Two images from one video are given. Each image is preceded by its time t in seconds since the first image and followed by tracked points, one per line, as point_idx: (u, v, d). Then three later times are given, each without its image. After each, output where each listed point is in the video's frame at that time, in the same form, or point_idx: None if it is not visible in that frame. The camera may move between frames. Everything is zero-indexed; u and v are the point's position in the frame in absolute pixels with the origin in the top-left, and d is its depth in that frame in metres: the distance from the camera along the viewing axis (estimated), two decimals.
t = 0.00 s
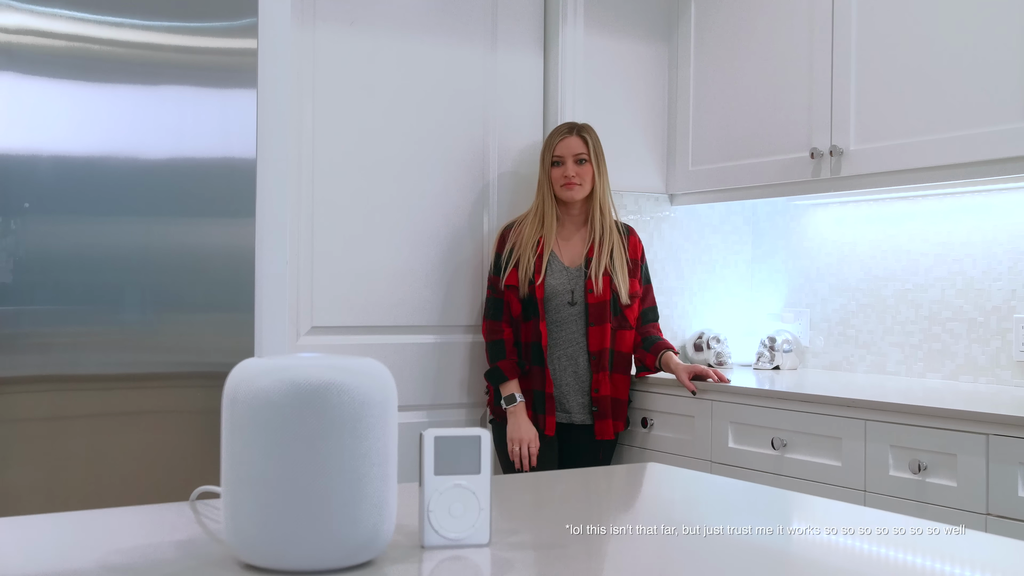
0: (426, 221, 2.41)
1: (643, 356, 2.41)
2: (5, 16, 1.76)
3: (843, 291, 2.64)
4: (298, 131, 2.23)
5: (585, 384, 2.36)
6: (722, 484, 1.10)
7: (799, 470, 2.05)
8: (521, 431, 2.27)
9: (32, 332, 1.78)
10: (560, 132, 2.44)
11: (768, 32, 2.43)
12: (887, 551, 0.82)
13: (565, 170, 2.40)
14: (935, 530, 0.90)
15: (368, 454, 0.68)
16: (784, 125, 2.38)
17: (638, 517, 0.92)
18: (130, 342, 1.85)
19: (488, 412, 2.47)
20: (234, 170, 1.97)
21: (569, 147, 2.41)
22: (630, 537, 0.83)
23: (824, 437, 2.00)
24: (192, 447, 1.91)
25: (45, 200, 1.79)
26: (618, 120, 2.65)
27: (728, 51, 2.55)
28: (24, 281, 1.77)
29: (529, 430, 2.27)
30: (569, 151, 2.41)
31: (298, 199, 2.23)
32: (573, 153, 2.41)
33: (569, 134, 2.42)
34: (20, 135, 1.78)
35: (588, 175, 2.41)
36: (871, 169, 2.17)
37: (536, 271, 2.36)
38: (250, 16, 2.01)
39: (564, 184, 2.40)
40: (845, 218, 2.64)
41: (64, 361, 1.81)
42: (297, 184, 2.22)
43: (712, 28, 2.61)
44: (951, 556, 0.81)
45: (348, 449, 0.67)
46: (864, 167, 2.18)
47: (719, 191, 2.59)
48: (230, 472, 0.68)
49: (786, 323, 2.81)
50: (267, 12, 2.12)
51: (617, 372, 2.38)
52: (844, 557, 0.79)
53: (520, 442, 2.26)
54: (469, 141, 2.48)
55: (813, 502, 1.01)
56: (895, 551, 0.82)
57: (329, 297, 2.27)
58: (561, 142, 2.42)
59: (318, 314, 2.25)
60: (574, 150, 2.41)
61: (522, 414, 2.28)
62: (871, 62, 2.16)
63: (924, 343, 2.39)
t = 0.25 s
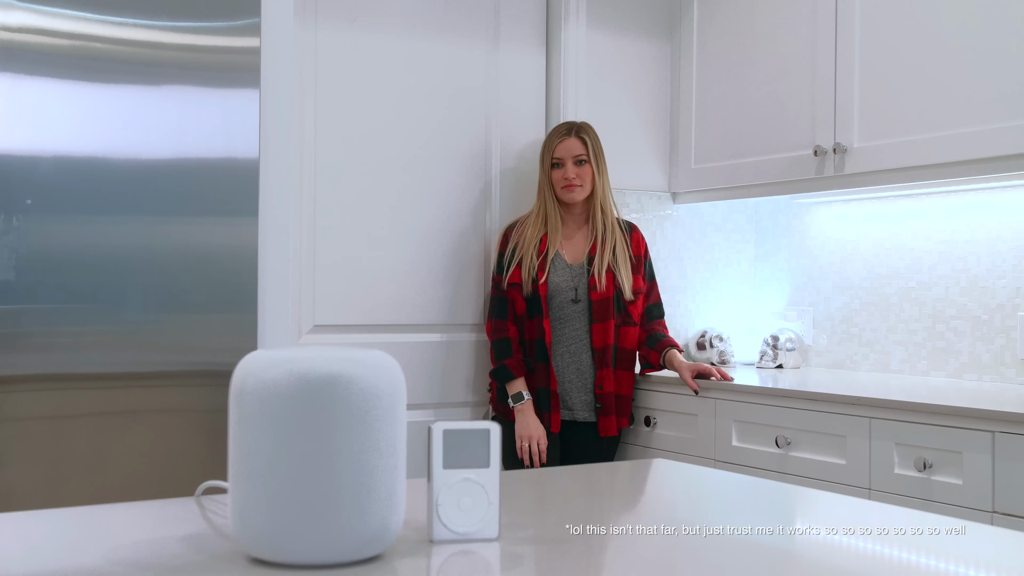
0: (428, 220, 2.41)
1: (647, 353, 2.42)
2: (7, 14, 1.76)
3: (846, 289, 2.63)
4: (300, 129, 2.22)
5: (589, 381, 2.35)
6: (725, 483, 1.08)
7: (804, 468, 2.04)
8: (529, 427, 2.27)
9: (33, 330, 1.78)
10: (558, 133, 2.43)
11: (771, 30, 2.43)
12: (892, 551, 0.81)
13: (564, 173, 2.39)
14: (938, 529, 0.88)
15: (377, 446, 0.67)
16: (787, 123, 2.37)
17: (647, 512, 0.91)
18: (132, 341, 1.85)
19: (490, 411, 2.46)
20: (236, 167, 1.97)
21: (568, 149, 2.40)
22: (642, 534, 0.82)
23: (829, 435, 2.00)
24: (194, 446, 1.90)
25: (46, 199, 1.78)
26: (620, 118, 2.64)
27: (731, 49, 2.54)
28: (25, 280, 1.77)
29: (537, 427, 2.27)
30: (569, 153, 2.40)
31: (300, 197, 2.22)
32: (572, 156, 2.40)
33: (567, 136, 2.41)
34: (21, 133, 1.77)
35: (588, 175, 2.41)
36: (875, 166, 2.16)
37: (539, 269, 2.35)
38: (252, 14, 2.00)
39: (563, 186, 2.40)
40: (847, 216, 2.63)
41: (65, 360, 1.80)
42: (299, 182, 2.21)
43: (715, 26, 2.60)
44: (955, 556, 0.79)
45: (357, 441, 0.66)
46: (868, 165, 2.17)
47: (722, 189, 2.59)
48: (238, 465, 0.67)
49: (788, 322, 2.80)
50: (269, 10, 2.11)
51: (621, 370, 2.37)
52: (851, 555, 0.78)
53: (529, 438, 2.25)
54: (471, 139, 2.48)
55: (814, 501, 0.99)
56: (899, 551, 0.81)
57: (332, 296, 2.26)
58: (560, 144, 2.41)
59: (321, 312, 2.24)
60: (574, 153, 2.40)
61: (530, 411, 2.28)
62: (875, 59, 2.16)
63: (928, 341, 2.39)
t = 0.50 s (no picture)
0: (428, 219, 2.40)
1: (647, 352, 2.41)
2: (7, 15, 1.75)
3: (847, 289, 2.63)
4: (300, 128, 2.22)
5: (587, 380, 2.35)
6: (725, 483, 1.07)
7: (804, 467, 2.04)
8: (524, 425, 2.26)
9: (32, 330, 1.77)
10: (557, 134, 2.43)
11: (771, 29, 2.42)
12: (892, 551, 0.80)
13: (564, 174, 2.39)
14: (937, 530, 0.88)
15: (378, 443, 0.67)
16: (787, 123, 2.37)
17: (649, 511, 0.91)
18: (131, 342, 1.84)
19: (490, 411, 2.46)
20: (236, 167, 1.96)
21: (566, 150, 2.40)
22: (644, 533, 0.81)
23: (830, 435, 1.99)
24: (194, 446, 1.90)
25: (45, 198, 1.78)
26: (621, 118, 2.64)
27: (731, 48, 2.54)
28: (24, 280, 1.76)
29: (532, 425, 2.26)
30: (567, 154, 2.40)
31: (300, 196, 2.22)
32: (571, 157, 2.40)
33: (566, 137, 2.41)
34: (20, 133, 1.77)
35: (587, 175, 2.41)
36: (876, 166, 2.16)
37: (537, 267, 2.35)
38: (252, 14, 2.00)
39: (563, 187, 2.39)
40: (848, 215, 2.63)
41: (64, 360, 1.79)
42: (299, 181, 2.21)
43: (715, 25, 2.60)
44: (956, 556, 0.79)
45: (358, 438, 0.66)
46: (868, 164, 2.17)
47: (723, 188, 2.58)
48: (238, 462, 0.67)
49: (788, 322, 2.79)
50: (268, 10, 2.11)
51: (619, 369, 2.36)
52: (852, 555, 0.78)
53: (524, 436, 2.24)
54: (471, 138, 2.47)
55: (814, 502, 0.98)
56: (900, 551, 0.80)
57: (332, 296, 2.25)
58: (559, 146, 2.41)
59: (321, 312, 2.23)
60: (572, 153, 2.39)
61: (526, 409, 2.27)
62: (875, 58, 2.15)
63: (929, 341, 2.38)
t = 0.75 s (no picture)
0: (426, 219, 2.40)
1: (645, 352, 2.40)
2: (4, 15, 1.75)
3: (846, 288, 2.62)
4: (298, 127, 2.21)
5: (584, 378, 2.35)
6: (723, 482, 1.07)
7: (803, 467, 2.03)
8: (519, 425, 2.27)
9: (30, 330, 1.77)
10: (552, 131, 2.43)
11: (770, 29, 2.42)
12: (890, 551, 0.80)
13: (559, 169, 2.39)
14: (938, 530, 0.87)
15: (373, 440, 0.66)
16: (786, 122, 2.36)
17: (646, 510, 0.90)
18: (129, 341, 1.84)
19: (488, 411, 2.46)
20: (234, 166, 1.96)
21: (561, 146, 2.40)
22: (641, 531, 0.81)
23: (828, 434, 1.99)
24: (191, 446, 1.89)
25: (43, 198, 1.78)
26: (619, 117, 2.64)
27: (730, 47, 2.54)
28: (21, 280, 1.76)
29: (527, 424, 2.27)
30: (562, 149, 2.40)
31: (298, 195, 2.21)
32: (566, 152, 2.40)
33: (561, 133, 2.41)
34: (18, 133, 1.77)
35: (582, 171, 2.40)
36: (874, 165, 2.16)
37: (533, 266, 2.35)
38: (250, 13, 1.99)
39: (559, 183, 2.40)
40: (846, 214, 2.63)
41: (62, 360, 1.79)
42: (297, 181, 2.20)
43: (713, 25, 2.59)
44: (957, 556, 0.78)
45: (353, 435, 0.65)
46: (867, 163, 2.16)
47: (721, 188, 2.58)
48: (231, 460, 0.66)
49: (787, 321, 2.79)
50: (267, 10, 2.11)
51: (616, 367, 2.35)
52: (849, 554, 0.78)
53: (519, 436, 2.25)
54: (470, 138, 2.47)
55: (812, 501, 0.98)
56: (898, 551, 0.80)
57: (330, 295, 2.25)
58: (553, 141, 2.42)
59: (319, 312, 2.23)
60: (567, 149, 2.40)
61: (521, 409, 2.28)
62: (874, 57, 2.15)
63: (928, 340, 2.38)
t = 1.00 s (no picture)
0: (422, 220, 2.40)
1: (641, 353, 2.40)
2: None
3: (842, 289, 2.62)
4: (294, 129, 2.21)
5: (581, 380, 2.35)
6: (717, 485, 1.06)
7: (800, 469, 2.03)
8: (517, 427, 2.26)
9: (24, 332, 1.76)
10: (546, 132, 2.43)
11: (766, 31, 2.42)
12: (882, 552, 0.80)
13: (554, 171, 2.39)
14: (933, 531, 0.87)
15: (363, 445, 0.66)
16: (783, 123, 2.36)
17: (639, 513, 0.90)
18: (123, 344, 1.83)
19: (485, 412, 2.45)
20: (229, 168, 1.96)
21: (555, 147, 2.40)
22: (634, 535, 0.81)
23: (824, 436, 1.99)
24: (186, 448, 1.89)
25: (37, 200, 1.78)
26: (616, 119, 2.63)
27: (726, 49, 2.54)
28: (14, 283, 1.76)
29: (525, 426, 2.26)
30: (556, 151, 2.40)
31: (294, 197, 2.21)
32: (560, 154, 2.40)
33: (555, 135, 2.41)
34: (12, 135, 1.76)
35: (577, 173, 2.40)
36: (870, 166, 2.16)
37: (529, 268, 2.35)
38: (246, 16, 1.99)
39: (554, 185, 2.39)
40: (842, 216, 2.63)
41: (56, 362, 1.79)
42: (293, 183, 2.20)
43: (710, 27, 2.60)
44: (951, 557, 0.78)
45: (343, 439, 0.65)
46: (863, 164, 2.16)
47: (718, 189, 2.58)
48: (221, 465, 0.66)
49: (785, 323, 2.79)
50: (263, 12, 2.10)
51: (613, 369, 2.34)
52: (841, 557, 0.78)
53: (517, 438, 2.24)
54: (466, 140, 2.47)
55: (807, 504, 0.97)
56: (890, 552, 0.80)
57: (327, 297, 2.24)
58: (547, 144, 2.41)
59: (315, 314, 2.23)
60: (561, 150, 2.40)
61: (519, 411, 2.27)
62: (870, 59, 2.15)
63: (924, 342, 2.38)
